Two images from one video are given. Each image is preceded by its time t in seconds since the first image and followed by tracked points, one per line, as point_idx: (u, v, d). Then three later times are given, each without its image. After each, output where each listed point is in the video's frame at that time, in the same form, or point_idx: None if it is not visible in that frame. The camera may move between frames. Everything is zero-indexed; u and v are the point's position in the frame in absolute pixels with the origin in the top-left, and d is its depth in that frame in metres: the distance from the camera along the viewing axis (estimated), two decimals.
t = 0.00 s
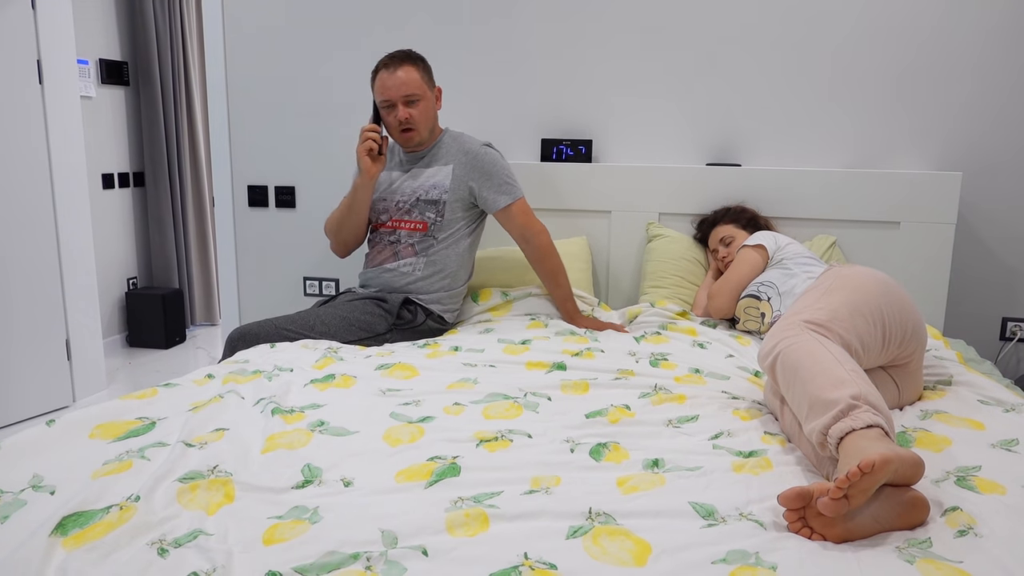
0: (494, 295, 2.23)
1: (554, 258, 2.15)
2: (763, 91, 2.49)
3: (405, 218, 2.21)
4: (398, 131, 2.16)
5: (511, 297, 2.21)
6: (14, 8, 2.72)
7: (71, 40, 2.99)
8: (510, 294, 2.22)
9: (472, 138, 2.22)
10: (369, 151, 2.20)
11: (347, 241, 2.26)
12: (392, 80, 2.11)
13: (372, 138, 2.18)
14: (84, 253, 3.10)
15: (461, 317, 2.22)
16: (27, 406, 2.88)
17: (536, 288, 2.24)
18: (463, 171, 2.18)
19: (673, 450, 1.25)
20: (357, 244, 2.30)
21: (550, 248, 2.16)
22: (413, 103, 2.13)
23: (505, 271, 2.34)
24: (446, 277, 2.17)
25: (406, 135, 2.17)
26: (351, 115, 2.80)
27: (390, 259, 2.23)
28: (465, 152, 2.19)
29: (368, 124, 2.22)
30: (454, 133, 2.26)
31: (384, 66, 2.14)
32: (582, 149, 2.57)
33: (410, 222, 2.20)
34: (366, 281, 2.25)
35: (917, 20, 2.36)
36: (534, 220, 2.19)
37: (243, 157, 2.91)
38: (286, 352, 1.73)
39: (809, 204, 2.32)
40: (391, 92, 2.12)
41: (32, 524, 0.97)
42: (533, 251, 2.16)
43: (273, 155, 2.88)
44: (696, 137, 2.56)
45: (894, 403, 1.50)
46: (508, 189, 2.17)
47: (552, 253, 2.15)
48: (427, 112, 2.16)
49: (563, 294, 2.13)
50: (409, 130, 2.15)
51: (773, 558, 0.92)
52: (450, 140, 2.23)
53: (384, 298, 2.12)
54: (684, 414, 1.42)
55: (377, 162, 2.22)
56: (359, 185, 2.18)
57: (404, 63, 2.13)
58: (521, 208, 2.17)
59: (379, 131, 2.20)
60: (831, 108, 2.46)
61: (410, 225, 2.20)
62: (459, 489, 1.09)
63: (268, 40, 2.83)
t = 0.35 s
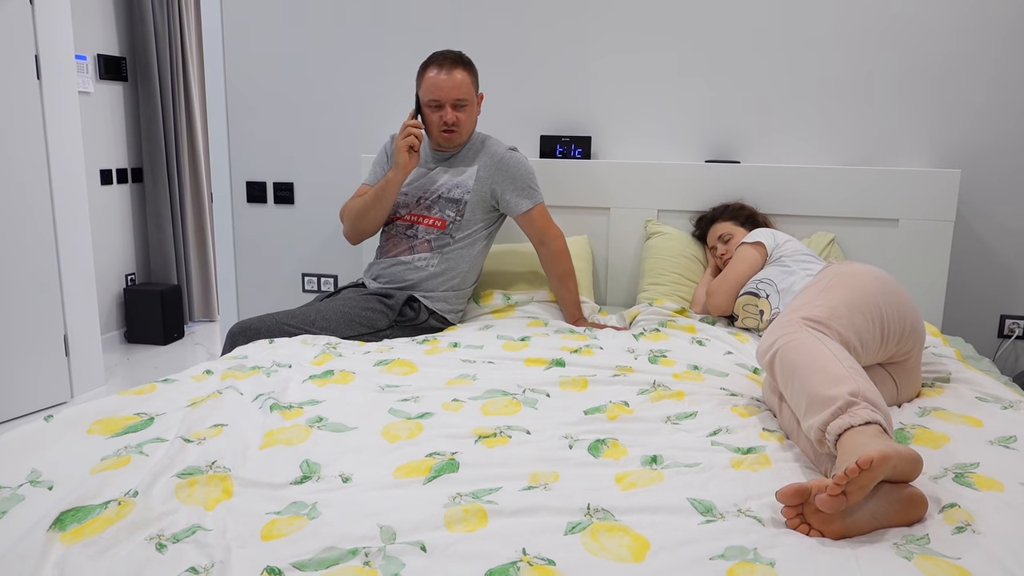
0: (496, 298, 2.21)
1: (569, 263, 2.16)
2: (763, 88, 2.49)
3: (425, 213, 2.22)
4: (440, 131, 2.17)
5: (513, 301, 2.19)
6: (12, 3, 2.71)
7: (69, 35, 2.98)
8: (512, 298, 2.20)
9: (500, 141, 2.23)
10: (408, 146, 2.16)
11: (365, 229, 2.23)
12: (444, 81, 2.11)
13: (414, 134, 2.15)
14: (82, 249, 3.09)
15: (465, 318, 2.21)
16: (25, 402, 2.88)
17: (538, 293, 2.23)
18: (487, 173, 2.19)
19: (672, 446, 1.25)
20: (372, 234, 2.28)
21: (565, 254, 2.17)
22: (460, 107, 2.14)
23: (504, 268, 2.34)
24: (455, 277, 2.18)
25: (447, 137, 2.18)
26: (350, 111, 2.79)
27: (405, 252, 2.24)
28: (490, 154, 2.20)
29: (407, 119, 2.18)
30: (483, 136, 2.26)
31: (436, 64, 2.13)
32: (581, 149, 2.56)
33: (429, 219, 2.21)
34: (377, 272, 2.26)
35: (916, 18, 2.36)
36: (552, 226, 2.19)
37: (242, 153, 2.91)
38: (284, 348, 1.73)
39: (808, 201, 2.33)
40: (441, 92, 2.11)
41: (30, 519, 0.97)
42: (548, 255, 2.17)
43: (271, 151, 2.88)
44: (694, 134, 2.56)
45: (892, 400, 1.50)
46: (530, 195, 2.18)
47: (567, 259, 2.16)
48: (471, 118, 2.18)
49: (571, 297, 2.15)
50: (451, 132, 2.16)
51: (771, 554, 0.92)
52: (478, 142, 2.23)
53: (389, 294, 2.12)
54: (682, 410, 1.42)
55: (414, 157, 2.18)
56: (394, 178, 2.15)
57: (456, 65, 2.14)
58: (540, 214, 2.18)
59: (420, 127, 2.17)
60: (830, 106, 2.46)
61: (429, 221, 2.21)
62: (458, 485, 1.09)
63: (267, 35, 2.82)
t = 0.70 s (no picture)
0: (493, 294, 2.21)
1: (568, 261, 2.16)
2: (761, 85, 2.49)
3: (424, 208, 2.22)
4: (445, 127, 2.17)
5: (511, 298, 2.18)
6: None
7: (67, 29, 2.97)
8: (510, 295, 2.19)
9: (500, 139, 2.23)
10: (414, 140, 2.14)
11: (365, 224, 2.23)
12: (454, 79, 2.11)
13: (423, 129, 2.12)
14: (80, 244, 3.09)
15: (462, 314, 2.21)
16: (23, 398, 2.88)
17: (536, 291, 2.22)
18: (487, 170, 2.19)
19: (669, 442, 1.25)
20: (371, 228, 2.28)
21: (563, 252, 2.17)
22: (468, 104, 2.15)
23: (502, 265, 2.34)
24: (452, 272, 2.18)
25: (452, 133, 2.18)
26: (348, 107, 2.79)
27: (403, 246, 2.24)
28: (490, 151, 2.20)
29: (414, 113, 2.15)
30: (484, 133, 2.26)
31: (446, 60, 2.12)
32: (582, 141, 2.56)
33: (427, 214, 2.21)
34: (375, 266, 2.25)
35: (917, 14, 2.36)
36: (551, 224, 2.19)
37: (239, 149, 2.90)
38: (282, 345, 1.72)
39: (806, 198, 2.32)
40: (452, 90, 2.11)
41: (28, 515, 0.97)
42: (546, 252, 2.17)
43: (269, 147, 2.87)
44: (693, 130, 2.55)
45: (889, 397, 1.50)
46: (529, 193, 2.18)
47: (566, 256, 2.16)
48: (477, 115, 2.19)
49: (570, 296, 2.14)
50: (457, 129, 2.16)
51: (768, 550, 0.92)
52: (479, 139, 2.23)
53: (385, 290, 2.12)
54: (680, 407, 1.42)
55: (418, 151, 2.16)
56: (398, 173, 2.14)
57: (465, 62, 2.14)
58: (540, 210, 2.18)
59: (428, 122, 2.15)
60: (829, 102, 2.45)
61: (427, 216, 2.21)
62: (455, 481, 1.09)
63: (265, 31, 2.81)
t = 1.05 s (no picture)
0: (491, 292, 2.21)
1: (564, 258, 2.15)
2: (759, 83, 2.49)
3: (419, 206, 2.22)
4: (435, 125, 2.16)
5: (509, 296, 2.18)
6: None
7: (64, 26, 2.96)
8: (507, 293, 2.19)
9: (494, 137, 2.23)
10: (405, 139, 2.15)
11: (362, 224, 2.24)
12: (440, 75, 2.12)
13: (413, 127, 2.13)
14: (78, 242, 3.08)
15: (460, 312, 2.21)
16: (21, 396, 2.87)
17: (534, 288, 2.22)
18: (481, 167, 2.19)
19: (667, 441, 1.25)
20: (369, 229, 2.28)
21: (560, 249, 2.17)
22: (456, 100, 2.15)
23: (499, 263, 2.34)
24: (448, 270, 2.17)
25: (443, 130, 2.18)
26: (346, 105, 2.78)
27: (400, 244, 2.24)
28: (484, 148, 2.19)
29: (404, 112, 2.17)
30: (479, 131, 2.26)
31: (432, 58, 2.14)
32: (577, 141, 2.57)
33: (423, 211, 2.21)
34: (373, 264, 2.25)
35: (915, 13, 2.36)
36: (546, 220, 2.19)
37: (237, 146, 2.90)
38: (279, 343, 1.72)
39: (804, 196, 2.33)
40: (438, 86, 2.13)
41: (25, 513, 0.97)
42: (542, 249, 2.17)
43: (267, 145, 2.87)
44: (691, 129, 2.55)
45: (887, 395, 1.50)
46: (524, 190, 2.18)
47: (562, 253, 2.16)
48: (466, 112, 2.19)
49: (567, 294, 2.14)
50: (447, 126, 2.16)
51: (765, 548, 0.92)
52: (472, 136, 2.23)
53: (383, 287, 2.11)
54: (677, 405, 1.42)
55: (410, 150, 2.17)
56: (391, 171, 2.15)
57: (452, 59, 2.15)
58: (534, 207, 2.17)
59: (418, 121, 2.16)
60: (827, 101, 2.45)
61: (423, 214, 2.21)
62: (453, 480, 1.09)
63: (263, 29, 2.81)
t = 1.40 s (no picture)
0: (489, 290, 2.20)
1: (560, 255, 2.15)
2: (758, 82, 2.49)
3: (415, 204, 2.22)
4: (428, 121, 2.17)
5: (506, 295, 2.18)
6: None
7: (61, 23, 2.95)
8: (505, 291, 2.19)
9: (489, 133, 2.23)
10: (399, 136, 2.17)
11: (360, 223, 2.24)
12: (431, 71, 2.12)
13: (406, 123, 2.16)
14: (75, 240, 3.07)
15: (458, 311, 2.20)
16: (18, 394, 2.87)
17: (531, 287, 2.22)
18: (476, 163, 2.18)
19: (665, 440, 1.25)
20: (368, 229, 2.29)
21: (556, 247, 2.16)
22: (448, 96, 2.15)
23: (497, 261, 2.34)
24: (446, 268, 2.17)
25: (436, 126, 2.18)
26: (344, 103, 2.78)
27: (398, 242, 2.24)
28: (479, 144, 2.20)
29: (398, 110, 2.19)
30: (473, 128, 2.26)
31: (423, 54, 2.14)
32: (577, 138, 2.55)
33: (419, 208, 2.21)
34: (371, 263, 2.25)
35: (914, 13, 2.36)
36: (542, 217, 2.18)
37: (235, 144, 2.89)
38: (277, 341, 1.72)
39: (802, 195, 2.33)
40: (429, 83, 2.13)
41: (21, 512, 0.97)
42: (539, 248, 2.16)
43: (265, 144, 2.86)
44: (689, 128, 2.55)
45: (884, 394, 1.51)
46: (518, 185, 2.17)
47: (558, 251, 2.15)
48: (459, 108, 2.19)
49: (564, 292, 2.14)
50: (439, 122, 2.16)
51: (763, 547, 0.92)
52: (467, 132, 2.23)
53: (381, 286, 2.11)
54: (675, 404, 1.42)
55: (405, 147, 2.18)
56: (386, 169, 2.15)
57: (443, 55, 2.15)
58: (530, 203, 2.17)
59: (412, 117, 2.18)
60: (826, 99, 2.46)
61: (419, 211, 2.21)
62: (451, 478, 1.09)
63: (261, 26, 2.80)
